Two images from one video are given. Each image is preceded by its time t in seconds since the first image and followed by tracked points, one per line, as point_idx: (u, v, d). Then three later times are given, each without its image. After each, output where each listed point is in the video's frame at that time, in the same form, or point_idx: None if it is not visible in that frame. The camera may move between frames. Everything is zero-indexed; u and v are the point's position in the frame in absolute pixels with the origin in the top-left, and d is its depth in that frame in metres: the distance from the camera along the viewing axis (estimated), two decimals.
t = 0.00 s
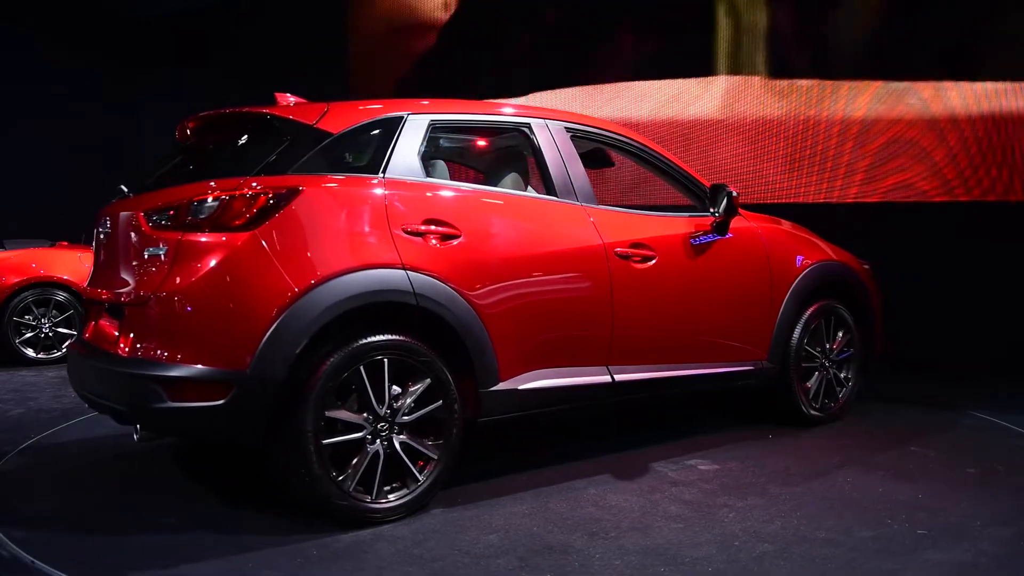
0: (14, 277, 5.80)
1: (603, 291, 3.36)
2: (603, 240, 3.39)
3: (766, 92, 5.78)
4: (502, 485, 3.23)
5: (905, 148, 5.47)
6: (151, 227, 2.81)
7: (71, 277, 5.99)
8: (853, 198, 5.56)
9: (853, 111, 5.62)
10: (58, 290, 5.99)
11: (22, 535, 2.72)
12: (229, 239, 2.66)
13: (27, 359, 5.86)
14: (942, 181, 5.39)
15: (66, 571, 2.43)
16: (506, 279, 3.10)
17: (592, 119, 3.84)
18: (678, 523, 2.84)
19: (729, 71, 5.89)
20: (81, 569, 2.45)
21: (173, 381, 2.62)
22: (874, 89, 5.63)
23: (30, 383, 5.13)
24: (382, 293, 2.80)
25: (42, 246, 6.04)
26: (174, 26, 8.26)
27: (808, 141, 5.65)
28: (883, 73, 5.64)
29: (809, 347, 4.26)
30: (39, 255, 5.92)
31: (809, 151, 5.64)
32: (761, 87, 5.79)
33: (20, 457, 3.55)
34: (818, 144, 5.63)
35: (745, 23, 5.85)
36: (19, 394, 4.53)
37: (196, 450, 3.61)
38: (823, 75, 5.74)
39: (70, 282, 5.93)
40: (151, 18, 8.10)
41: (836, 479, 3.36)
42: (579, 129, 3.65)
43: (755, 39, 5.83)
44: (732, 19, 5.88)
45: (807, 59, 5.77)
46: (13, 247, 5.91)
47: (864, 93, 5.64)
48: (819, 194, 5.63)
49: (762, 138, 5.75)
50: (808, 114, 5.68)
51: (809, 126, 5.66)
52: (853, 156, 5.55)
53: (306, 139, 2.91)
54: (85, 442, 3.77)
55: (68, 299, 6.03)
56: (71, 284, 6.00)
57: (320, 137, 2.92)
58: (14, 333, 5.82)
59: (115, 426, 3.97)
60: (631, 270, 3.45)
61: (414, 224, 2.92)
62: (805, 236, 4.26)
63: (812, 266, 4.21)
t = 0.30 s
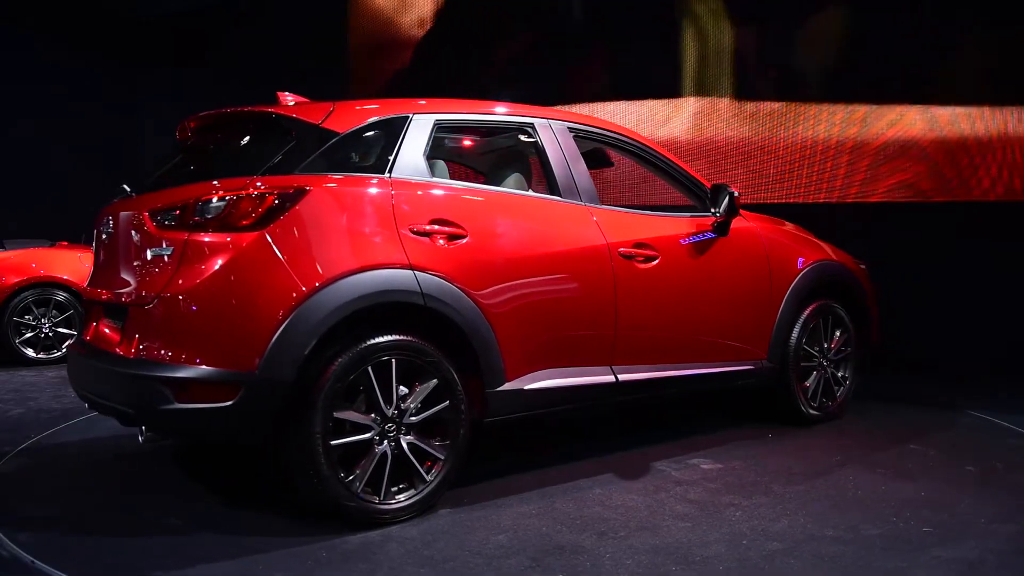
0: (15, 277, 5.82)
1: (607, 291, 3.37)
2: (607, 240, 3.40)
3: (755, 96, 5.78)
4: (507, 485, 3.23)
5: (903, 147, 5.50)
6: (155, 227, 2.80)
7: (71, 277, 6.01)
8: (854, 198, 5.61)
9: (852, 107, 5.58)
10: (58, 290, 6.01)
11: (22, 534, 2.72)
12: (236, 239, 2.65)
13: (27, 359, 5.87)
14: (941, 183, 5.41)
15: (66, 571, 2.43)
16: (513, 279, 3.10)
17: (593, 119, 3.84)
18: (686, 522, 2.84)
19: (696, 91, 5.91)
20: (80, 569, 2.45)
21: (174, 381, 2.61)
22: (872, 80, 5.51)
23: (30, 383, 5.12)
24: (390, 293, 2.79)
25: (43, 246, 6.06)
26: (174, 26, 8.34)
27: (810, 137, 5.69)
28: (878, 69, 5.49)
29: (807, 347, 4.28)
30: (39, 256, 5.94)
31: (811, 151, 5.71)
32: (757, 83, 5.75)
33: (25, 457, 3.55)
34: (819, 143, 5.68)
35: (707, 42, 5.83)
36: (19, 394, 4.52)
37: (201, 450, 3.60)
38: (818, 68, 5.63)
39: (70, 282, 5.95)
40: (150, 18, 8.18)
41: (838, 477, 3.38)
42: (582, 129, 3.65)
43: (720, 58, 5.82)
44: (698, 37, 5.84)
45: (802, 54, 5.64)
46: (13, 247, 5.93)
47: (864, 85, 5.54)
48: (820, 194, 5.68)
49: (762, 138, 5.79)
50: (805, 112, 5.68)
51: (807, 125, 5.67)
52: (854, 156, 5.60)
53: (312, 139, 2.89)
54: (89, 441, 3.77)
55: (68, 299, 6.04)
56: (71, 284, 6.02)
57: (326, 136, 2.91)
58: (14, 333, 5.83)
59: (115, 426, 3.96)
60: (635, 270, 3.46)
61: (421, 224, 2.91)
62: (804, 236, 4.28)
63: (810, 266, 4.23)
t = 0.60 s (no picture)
0: (14, 277, 5.79)
1: (612, 291, 3.37)
2: (611, 240, 3.40)
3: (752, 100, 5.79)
4: (512, 484, 3.23)
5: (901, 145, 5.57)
6: (159, 227, 2.78)
7: (71, 277, 5.98)
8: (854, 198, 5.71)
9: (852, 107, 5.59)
10: (58, 290, 5.97)
11: (20, 532, 2.73)
12: (244, 240, 2.63)
13: (27, 358, 5.84)
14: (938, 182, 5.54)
15: (65, 571, 2.43)
16: (519, 280, 3.09)
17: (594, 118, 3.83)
18: (693, 521, 2.86)
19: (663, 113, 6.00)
20: (80, 569, 2.45)
21: (179, 382, 2.59)
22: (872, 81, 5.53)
23: (33, 383, 5.10)
24: (398, 293, 2.78)
25: (43, 246, 6.02)
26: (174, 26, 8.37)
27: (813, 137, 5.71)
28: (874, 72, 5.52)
29: (805, 346, 4.30)
30: (39, 256, 5.91)
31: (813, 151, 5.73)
32: (754, 84, 5.77)
33: (31, 457, 3.54)
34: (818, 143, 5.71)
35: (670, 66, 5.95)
36: (19, 394, 4.50)
37: (206, 451, 3.59)
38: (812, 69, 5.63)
39: (71, 282, 5.92)
40: (151, 18, 8.34)
41: (840, 476, 3.40)
42: (584, 129, 3.65)
43: (685, 81, 5.93)
44: (664, 56, 5.96)
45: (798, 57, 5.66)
46: (13, 247, 5.89)
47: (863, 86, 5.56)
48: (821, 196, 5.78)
49: (762, 138, 5.80)
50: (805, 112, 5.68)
51: (809, 125, 5.70)
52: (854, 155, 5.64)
53: (317, 139, 2.88)
54: (93, 442, 3.75)
55: (68, 299, 6.01)
56: (71, 284, 5.99)
57: (333, 136, 2.90)
58: (14, 333, 5.80)
59: (117, 427, 3.95)
60: (638, 270, 3.47)
61: (429, 224, 2.91)
62: (802, 236, 4.30)
63: (808, 266, 4.25)
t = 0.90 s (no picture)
0: (15, 277, 5.74)
1: (616, 291, 3.38)
2: (614, 240, 3.41)
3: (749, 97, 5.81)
4: (518, 484, 3.23)
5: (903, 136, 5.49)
6: (165, 227, 2.76)
7: (72, 277, 5.94)
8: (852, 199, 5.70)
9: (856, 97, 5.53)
10: (58, 290, 5.93)
11: (21, 533, 2.72)
12: (252, 239, 2.61)
13: (28, 359, 5.82)
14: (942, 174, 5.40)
15: (66, 571, 2.42)
16: (524, 280, 3.09)
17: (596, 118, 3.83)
18: (700, 520, 2.86)
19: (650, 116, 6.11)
20: (80, 570, 2.44)
21: (184, 383, 2.57)
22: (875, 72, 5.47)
23: (34, 383, 5.09)
24: (406, 293, 2.77)
25: (43, 246, 5.99)
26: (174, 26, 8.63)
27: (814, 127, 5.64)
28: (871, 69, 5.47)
29: (803, 346, 4.33)
30: (39, 256, 5.87)
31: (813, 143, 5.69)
32: (749, 81, 5.77)
33: (37, 457, 3.53)
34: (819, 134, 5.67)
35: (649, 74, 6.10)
36: (19, 395, 4.49)
37: (212, 450, 3.59)
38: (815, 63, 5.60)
39: (71, 282, 5.89)
40: (150, 18, 8.57)
41: (843, 475, 3.42)
42: (586, 129, 3.65)
43: (663, 90, 6.08)
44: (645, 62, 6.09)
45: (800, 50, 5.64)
46: (13, 247, 5.86)
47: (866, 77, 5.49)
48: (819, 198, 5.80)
49: (757, 139, 5.83)
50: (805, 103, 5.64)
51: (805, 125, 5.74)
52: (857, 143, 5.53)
53: (324, 139, 2.87)
54: (98, 442, 3.75)
55: (68, 299, 5.97)
56: (71, 284, 5.96)
57: (340, 136, 2.90)
58: (14, 333, 5.77)
59: (121, 428, 3.94)
60: (641, 270, 3.47)
61: (436, 224, 2.90)
62: (801, 236, 4.32)
63: (806, 265, 4.28)
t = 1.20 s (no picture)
0: (15, 277, 5.72)
1: (620, 291, 3.39)
2: (618, 240, 3.41)
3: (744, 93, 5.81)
4: (523, 484, 3.23)
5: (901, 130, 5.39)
6: (170, 226, 2.73)
7: (72, 277, 5.93)
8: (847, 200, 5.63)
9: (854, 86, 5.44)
10: (58, 290, 5.91)
11: (19, 532, 2.72)
12: (260, 240, 2.59)
13: (27, 359, 5.80)
14: (940, 171, 5.22)
15: (66, 571, 2.42)
16: (530, 280, 3.09)
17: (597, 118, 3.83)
18: (708, 519, 2.87)
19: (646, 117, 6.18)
20: (79, 570, 2.43)
21: (186, 385, 2.55)
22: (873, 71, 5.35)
23: (34, 383, 5.07)
24: (414, 294, 2.76)
25: (43, 246, 5.97)
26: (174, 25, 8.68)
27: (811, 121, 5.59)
28: (868, 67, 5.34)
29: (802, 345, 4.36)
30: (39, 256, 5.86)
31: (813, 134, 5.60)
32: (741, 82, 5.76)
33: (42, 457, 3.52)
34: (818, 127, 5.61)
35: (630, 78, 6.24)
36: (20, 395, 4.48)
37: (217, 451, 3.58)
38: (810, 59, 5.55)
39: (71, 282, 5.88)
40: (150, 18, 8.68)
41: (845, 473, 3.45)
42: (588, 129, 3.65)
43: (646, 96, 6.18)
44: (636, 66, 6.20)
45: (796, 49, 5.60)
46: (13, 247, 5.84)
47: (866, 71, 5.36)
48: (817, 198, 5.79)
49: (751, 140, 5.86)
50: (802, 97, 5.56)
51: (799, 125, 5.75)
52: (853, 136, 5.43)
53: (331, 139, 2.86)
54: (103, 442, 3.74)
55: (68, 299, 5.96)
56: (71, 284, 5.94)
57: (347, 136, 2.89)
58: (14, 333, 5.75)
59: (124, 427, 3.93)
60: (645, 270, 3.48)
61: (443, 224, 2.90)
62: (799, 236, 4.35)
63: (804, 265, 4.30)
